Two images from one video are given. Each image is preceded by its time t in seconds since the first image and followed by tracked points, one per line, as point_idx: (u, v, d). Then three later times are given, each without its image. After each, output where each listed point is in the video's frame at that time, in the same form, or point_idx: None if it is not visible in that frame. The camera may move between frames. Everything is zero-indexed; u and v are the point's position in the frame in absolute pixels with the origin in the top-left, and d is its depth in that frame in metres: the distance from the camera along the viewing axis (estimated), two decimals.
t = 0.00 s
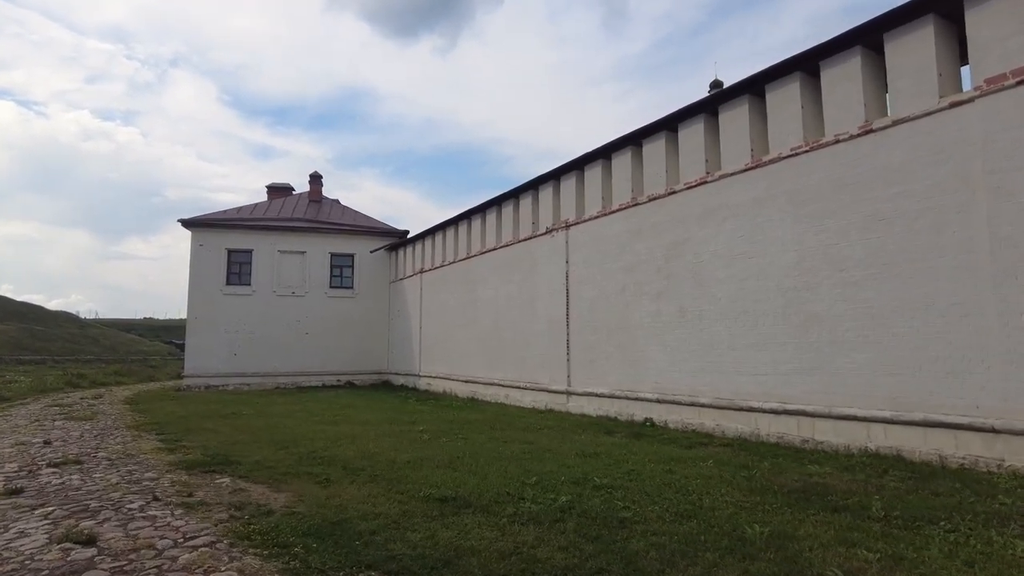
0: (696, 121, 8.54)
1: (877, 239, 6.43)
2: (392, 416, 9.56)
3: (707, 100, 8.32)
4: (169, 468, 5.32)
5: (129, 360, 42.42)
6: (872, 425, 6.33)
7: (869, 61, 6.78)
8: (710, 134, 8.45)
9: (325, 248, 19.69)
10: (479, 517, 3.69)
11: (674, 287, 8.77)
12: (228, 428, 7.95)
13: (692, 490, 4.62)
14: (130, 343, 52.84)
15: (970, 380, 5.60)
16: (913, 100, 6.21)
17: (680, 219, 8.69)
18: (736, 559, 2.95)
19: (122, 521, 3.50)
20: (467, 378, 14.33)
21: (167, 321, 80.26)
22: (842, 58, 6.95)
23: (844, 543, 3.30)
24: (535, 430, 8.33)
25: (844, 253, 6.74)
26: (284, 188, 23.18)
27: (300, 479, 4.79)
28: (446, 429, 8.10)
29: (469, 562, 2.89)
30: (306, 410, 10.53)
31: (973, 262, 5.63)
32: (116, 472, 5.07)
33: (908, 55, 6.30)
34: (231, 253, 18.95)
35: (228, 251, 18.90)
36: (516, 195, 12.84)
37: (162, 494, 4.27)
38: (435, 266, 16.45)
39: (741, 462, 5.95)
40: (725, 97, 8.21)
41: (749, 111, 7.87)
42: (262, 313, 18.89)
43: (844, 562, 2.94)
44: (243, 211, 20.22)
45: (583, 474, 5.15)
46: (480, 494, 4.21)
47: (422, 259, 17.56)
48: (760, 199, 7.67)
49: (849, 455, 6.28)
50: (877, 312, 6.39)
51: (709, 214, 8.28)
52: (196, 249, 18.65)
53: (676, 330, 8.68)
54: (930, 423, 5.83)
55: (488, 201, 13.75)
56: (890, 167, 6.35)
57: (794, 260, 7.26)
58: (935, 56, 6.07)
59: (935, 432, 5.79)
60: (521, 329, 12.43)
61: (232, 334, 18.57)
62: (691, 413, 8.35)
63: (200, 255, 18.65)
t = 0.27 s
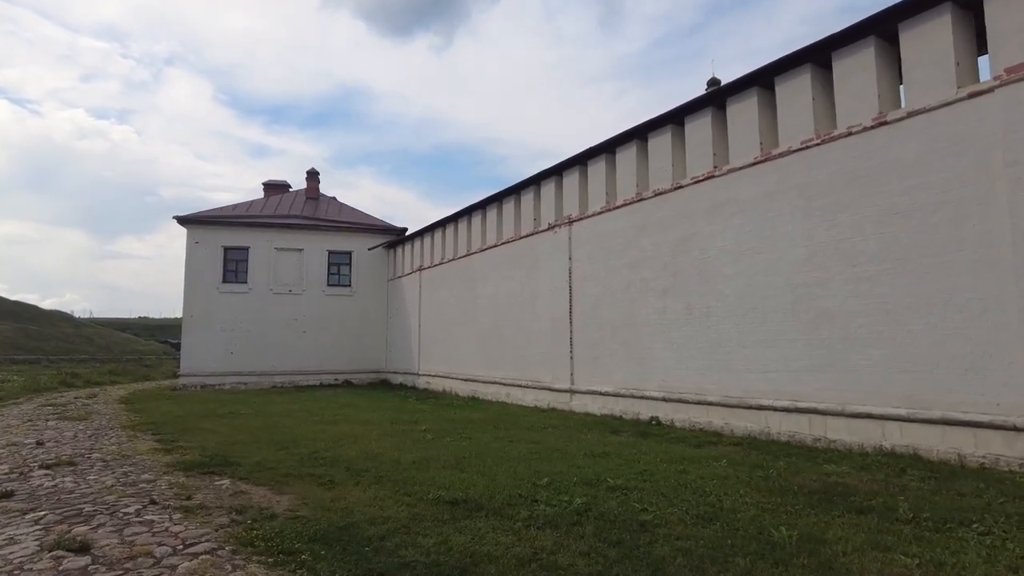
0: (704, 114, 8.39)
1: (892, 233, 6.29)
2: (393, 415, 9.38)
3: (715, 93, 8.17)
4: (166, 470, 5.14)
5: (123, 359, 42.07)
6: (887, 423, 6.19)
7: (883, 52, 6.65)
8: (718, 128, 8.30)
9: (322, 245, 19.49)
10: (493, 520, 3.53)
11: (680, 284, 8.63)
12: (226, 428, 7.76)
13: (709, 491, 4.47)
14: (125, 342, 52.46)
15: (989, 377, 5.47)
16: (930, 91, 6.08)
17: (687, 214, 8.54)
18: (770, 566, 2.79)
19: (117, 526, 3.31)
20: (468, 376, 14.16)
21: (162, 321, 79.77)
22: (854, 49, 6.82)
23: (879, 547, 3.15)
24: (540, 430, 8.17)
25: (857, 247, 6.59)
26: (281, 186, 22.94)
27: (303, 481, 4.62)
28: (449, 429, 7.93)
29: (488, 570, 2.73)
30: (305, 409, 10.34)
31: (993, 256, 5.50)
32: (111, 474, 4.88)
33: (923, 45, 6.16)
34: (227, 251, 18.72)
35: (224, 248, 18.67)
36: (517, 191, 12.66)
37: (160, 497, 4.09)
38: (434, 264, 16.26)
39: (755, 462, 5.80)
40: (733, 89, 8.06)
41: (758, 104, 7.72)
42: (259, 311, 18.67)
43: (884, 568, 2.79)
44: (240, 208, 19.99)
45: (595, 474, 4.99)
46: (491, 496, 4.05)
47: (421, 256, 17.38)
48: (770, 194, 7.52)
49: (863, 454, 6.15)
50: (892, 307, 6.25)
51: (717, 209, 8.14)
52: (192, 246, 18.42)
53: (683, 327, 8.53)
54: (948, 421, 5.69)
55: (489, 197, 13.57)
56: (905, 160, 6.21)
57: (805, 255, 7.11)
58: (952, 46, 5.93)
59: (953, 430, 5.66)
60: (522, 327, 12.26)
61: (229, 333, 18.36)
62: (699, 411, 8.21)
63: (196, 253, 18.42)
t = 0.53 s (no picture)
0: (714, 110, 8.26)
1: (910, 230, 6.16)
2: (398, 415, 9.24)
3: (726, 88, 8.04)
4: (170, 473, 4.99)
5: (121, 359, 41.93)
6: (905, 424, 6.07)
7: (900, 45, 6.52)
8: (729, 123, 8.17)
9: (323, 243, 19.33)
10: (514, 527, 3.40)
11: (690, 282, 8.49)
12: (229, 429, 7.62)
13: (731, 495, 4.35)
14: (123, 341, 52.27)
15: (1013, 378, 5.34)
16: (949, 85, 5.95)
17: (697, 211, 8.41)
18: None
19: (122, 534, 3.17)
20: (471, 376, 14.03)
21: (160, 319, 79.45)
22: (870, 42, 6.69)
23: (918, 556, 3.02)
24: (548, 430, 8.03)
25: (874, 244, 6.47)
26: (281, 183, 22.77)
27: (312, 485, 4.48)
28: (456, 429, 7.80)
29: None
30: (308, 409, 10.19)
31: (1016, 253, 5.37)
32: (113, 477, 4.73)
33: (942, 38, 6.04)
34: (227, 249, 18.56)
35: (224, 246, 18.50)
36: (521, 188, 12.52)
37: (164, 502, 3.94)
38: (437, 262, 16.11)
39: (772, 463, 5.67)
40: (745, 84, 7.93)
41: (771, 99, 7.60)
42: (259, 309, 18.51)
43: None
44: (239, 206, 19.82)
45: (611, 477, 4.86)
46: (508, 501, 3.92)
47: (423, 255, 17.23)
48: (783, 190, 7.39)
49: (882, 456, 6.02)
50: (911, 306, 6.12)
51: (728, 206, 8.01)
52: (192, 244, 18.26)
53: (693, 326, 8.41)
54: (969, 422, 5.57)
55: (492, 195, 13.43)
56: (923, 155, 6.09)
57: (819, 253, 6.99)
58: (973, 39, 5.80)
59: (975, 431, 5.53)
60: (527, 326, 12.13)
61: (229, 332, 18.20)
62: (709, 411, 8.09)
63: (195, 251, 18.25)
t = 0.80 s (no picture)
0: (726, 107, 8.16)
1: (930, 228, 6.05)
2: (405, 416, 9.13)
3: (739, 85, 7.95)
4: (178, 475, 4.87)
5: (121, 360, 41.76)
6: (926, 425, 5.95)
7: (919, 41, 6.41)
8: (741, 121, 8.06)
9: (326, 244, 19.21)
10: (539, 531, 3.28)
11: (702, 282, 8.38)
12: (235, 430, 7.50)
13: (756, 497, 4.23)
14: (122, 342, 52.10)
15: None
16: (971, 81, 5.83)
17: (709, 211, 8.30)
18: None
19: (133, 538, 3.05)
20: (476, 377, 13.91)
21: (160, 321, 79.29)
22: (889, 38, 6.56)
23: (963, 562, 2.91)
24: (559, 432, 7.92)
25: (892, 243, 6.36)
26: (283, 184, 22.65)
27: (325, 487, 4.36)
28: (466, 431, 7.68)
29: None
30: (314, 410, 10.07)
31: None
32: (120, 479, 4.61)
33: (964, 33, 5.93)
34: (229, 250, 18.44)
35: (226, 247, 18.38)
36: (527, 188, 12.41)
37: (175, 504, 3.83)
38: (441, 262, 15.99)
39: (792, 465, 5.56)
40: (760, 81, 7.81)
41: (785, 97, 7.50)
42: (261, 310, 18.39)
43: None
44: (242, 206, 19.70)
45: (631, 480, 4.75)
46: (530, 504, 3.80)
47: (426, 255, 17.10)
48: (798, 188, 7.28)
49: (902, 458, 5.90)
50: (932, 305, 6.01)
51: (742, 205, 7.91)
52: (194, 245, 18.14)
53: (705, 327, 8.29)
54: (993, 424, 5.45)
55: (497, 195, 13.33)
56: (944, 152, 5.97)
57: (836, 252, 6.87)
58: (995, 33, 5.69)
59: (1000, 433, 5.41)
60: (533, 326, 12.01)
61: (231, 333, 18.08)
62: (722, 412, 7.97)
63: (197, 251, 18.13)
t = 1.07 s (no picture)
0: (739, 108, 8.06)
1: (951, 230, 5.94)
2: (411, 421, 9.00)
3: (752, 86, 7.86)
4: (185, 482, 4.73)
5: (119, 362, 41.54)
6: (947, 431, 5.83)
7: (939, 40, 6.30)
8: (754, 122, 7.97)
9: (328, 246, 19.08)
10: (566, 545, 3.16)
11: (713, 284, 8.26)
12: (240, 434, 7.37)
13: (783, 507, 4.10)
14: (121, 344, 51.87)
15: None
16: (993, 80, 5.73)
17: (721, 212, 8.20)
18: None
19: (143, 552, 2.91)
20: (480, 380, 13.78)
21: (158, 323, 78.98)
22: (907, 37, 6.46)
23: None
24: (569, 436, 7.78)
25: (911, 245, 6.25)
26: (285, 185, 22.52)
27: (337, 495, 4.23)
28: (474, 436, 7.55)
29: None
30: (318, 414, 9.93)
31: None
32: (125, 487, 4.48)
33: (986, 32, 5.83)
34: (230, 251, 18.30)
35: (227, 248, 18.25)
36: (532, 190, 12.30)
37: (184, 514, 3.69)
38: (444, 264, 15.88)
39: (812, 472, 5.43)
40: (773, 81, 7.71)
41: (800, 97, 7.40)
42: (263, 312, 18.25)
43: None
44: (243, 208, 19.57)
45: (650, 487, 4.63)
46: (551, 514, 3.68)
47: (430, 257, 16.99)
48: (813, 190, 7.17)
49: (923, 464, 5.78)
50: (952, 309, 5.90)
51: (755, 206, 7.82)
52: (195, 246, 18.01)
53: (717, 330, 8.17)
54: (1018, 430, 5.33)
55: (502, 197, 13.22)
56: (965, 153, 5.87)
57: (852, 254, 6.76)
58: (1018, 32, 5.59)
59: None
60: (539, 329, 11.89)
61: (232, 335, 17.94)
62: (734, 417, 7.85)
63: (199, 253, 18.00)
